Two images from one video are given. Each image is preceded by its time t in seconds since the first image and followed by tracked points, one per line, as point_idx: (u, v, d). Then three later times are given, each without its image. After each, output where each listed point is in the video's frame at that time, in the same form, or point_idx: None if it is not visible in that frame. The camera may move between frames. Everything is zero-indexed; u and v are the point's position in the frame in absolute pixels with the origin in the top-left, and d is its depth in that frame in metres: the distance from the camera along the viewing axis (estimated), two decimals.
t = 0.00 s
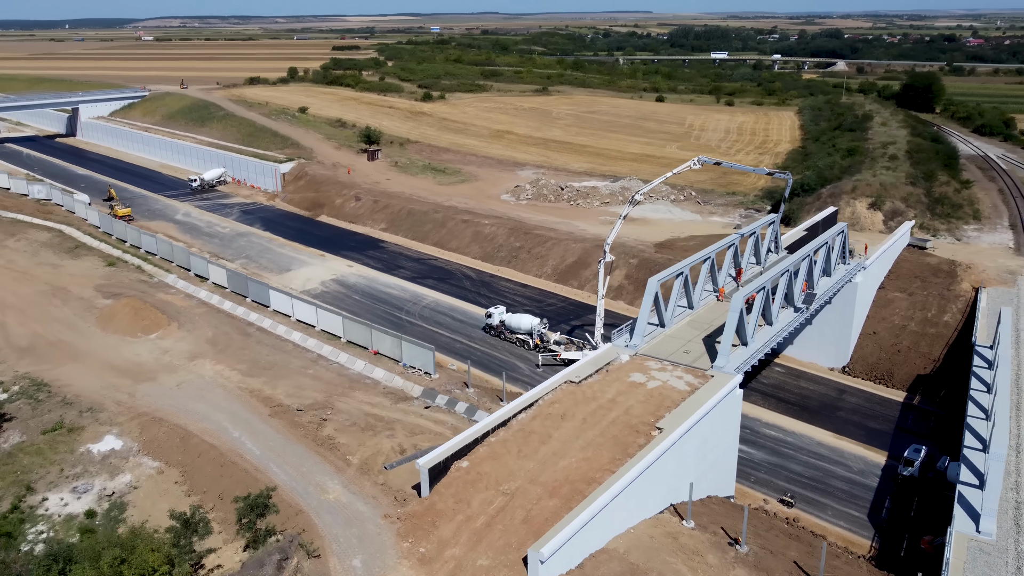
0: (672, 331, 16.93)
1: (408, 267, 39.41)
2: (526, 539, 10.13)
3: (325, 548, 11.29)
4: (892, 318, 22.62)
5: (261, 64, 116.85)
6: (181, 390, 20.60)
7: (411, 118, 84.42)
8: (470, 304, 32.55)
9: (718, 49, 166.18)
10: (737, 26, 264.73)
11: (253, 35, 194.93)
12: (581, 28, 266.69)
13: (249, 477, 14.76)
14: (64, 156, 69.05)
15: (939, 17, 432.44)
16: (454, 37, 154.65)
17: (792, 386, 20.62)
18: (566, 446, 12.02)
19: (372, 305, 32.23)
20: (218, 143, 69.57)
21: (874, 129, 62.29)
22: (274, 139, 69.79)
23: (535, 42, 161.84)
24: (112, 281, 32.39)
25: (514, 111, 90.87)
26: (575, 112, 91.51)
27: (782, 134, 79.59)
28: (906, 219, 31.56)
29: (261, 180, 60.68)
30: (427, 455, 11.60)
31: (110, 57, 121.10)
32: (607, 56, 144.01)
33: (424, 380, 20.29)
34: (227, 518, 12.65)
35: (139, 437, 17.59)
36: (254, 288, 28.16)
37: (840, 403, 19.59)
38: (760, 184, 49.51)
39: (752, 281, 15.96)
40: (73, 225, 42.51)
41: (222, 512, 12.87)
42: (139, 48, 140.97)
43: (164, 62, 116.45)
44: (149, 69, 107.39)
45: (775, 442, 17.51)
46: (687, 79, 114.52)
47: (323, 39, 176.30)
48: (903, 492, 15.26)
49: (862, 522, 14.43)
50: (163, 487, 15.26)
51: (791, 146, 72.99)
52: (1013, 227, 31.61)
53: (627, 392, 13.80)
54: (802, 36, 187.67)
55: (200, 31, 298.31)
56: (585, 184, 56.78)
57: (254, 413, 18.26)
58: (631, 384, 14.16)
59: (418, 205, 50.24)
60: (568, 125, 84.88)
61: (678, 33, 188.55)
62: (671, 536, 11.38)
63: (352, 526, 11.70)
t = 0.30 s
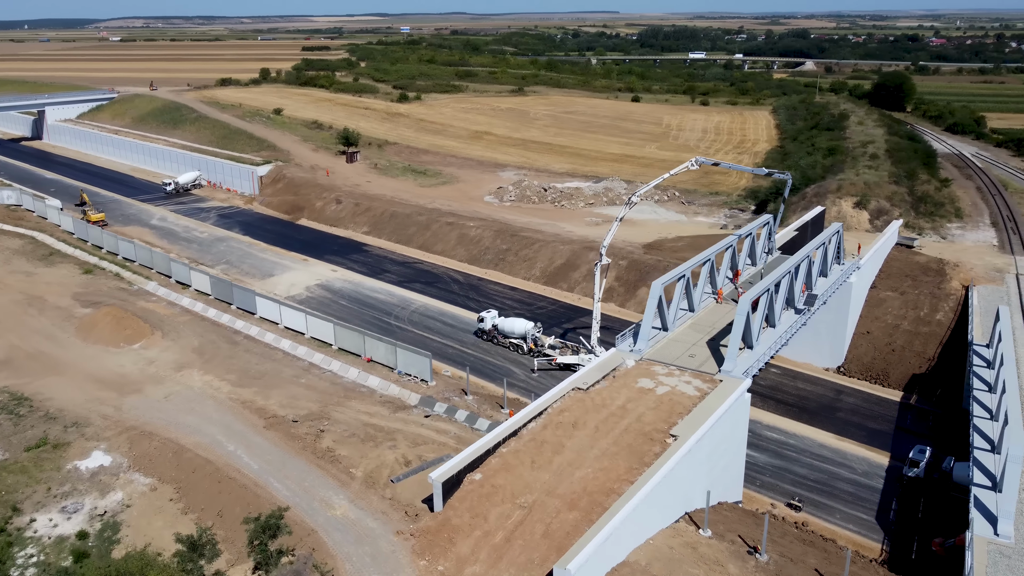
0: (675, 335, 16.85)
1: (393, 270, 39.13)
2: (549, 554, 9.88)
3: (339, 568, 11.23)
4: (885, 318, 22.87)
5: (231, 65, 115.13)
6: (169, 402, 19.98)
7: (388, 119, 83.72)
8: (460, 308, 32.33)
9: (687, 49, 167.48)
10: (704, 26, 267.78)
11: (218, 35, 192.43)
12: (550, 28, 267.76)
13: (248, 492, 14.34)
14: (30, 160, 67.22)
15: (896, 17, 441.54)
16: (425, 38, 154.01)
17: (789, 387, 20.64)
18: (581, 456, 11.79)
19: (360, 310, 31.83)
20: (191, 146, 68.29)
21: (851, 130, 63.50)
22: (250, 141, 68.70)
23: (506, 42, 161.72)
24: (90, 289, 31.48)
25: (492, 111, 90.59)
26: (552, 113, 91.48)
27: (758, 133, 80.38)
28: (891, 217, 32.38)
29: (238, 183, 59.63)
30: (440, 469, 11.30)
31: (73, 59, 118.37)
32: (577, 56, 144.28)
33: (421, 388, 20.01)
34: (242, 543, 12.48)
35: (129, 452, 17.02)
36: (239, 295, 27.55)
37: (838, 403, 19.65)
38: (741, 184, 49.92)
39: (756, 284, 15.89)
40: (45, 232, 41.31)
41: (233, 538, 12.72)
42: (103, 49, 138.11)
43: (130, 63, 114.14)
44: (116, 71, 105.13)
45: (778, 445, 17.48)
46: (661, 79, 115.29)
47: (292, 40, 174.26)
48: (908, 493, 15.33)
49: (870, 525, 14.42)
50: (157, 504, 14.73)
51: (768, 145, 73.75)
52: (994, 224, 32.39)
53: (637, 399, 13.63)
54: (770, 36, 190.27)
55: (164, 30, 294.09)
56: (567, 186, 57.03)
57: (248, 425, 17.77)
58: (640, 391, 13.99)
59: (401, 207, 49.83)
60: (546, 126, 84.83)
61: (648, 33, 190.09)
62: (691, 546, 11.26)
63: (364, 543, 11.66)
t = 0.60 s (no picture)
0: (678, 339, 16.78)
1: (379, 274, 38.82)
2: (572, 568, 9.61)
3: None
4: (878, 316, 23.24)
5: (200, 65, 113.18)
6: (157, 414, 19.37)
7: (364, 120, 82.94)
8: (449, 311, 32.14)
9: (656, 49, 168.53)
10: (674, 26, 269.97)
11: (183, 35, 189.63)
12: (519, 27, 268.53)
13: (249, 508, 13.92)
14: None
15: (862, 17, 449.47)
16: (396, 39, 153.01)
17: (787, 387, 20.67)
18: (597, 464, 11.57)
19: (348, 316, 31.49)
20: (164, 148, 66.93)
21: (828, 131, 64.75)
22: (224, 143, 67.53)
23: (476, 42, 161.40)
24: (68, 298, 30.55)
25: (469, 112, 90.24)
26: (530, 113, 91.36)
27: (735, 133, 81.12)
28: (875, 215, 33.28)
29: (214, 186, 58.54)
30: (454, 481, 11.04)
31: (35, 60, 115.41)
32: (549, 56, 144.35)
33: (419, 396, 19.75)
34: (252, 563, 12.21)
35: (119, 468, 16.45)
36: (225, 302, 26.93)
37: (837, 403, 19.74)
38: (722, 183, 50.31)
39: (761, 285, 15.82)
40: (17, 238, 40.09)
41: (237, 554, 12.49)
42: (66, 50, 134.83)
43: (95, 64, 111.56)
44: (81, 72, 102.71)
45: (781, 446, 17.47)
46: (635, 79, 115.88)
47: (259, 40, 171.92)
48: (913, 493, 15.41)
49: (880, 527, 14.43)
50: (152, 522, 14.23)
51: (747, 144, 74.50)
52: (975, 221, 33.35)
53: (648, 405, 13.47)
54: (739, 36, 192.55)
55: (127, 29, 289.23)
56: (549, 187, 57.19)
57: (243, 437, 17.30)
58: (649, 396, 13.84)
59: (383, 210, 49.41)
60: (524, 126, 84.71)
61: (618, 33, 191.33)
62: (711, 554, 11.20)
63: (377, 562, 11.73)
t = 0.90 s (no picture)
0: (682, 342, 16.71)
1: (363, 279, 38.39)
2: None
3: None
4: (871, 315, 23.57)
5: (168, 66, 111.03)
6: (146, 427, 18.74)
7: (340, 121, 82.04)
8: (438, 315, 31.90)
9: (626, 49, 169.29)
10: (643, 26, 271.87)
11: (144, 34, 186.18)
12: (488, 27, 268.59)
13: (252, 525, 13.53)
14: None
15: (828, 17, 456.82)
16: (366, 39, 151.79)
17: (784, 388, 20.72)
18: (614, 474, 11.38)
19: (335, 321, 31.07)
20: (135, 151, 65.48)
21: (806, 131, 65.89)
22: (198, 146, 66.27)
23: (447, 42, 160.83)
24: (43, 307, 29.58)
25: (445, 112, 89.76)
26: (506, 113, 91.13)
27: (711, 132, 81.79)
28: (860, 213, 34.23)
29: (189, 190, 57.38)
30: (470, 495, 10.76)
31: None
32: (521, 56, 144.24)
33: (417, 404, 19.47)
34: None
35: (109, 485, 15.89)
36: (210, 309, 26.29)
37: (834, 403, 19.88)
38: (702, 184, 50.69)
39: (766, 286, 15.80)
40: None
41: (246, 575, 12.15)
42: (26, 51, 131.40)
43: (58, 65, 108.86)
44: (44, 73, 100.10)
45: (783, 448, 17.47)
46: (608, 79, 116.28)
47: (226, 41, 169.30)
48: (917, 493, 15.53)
49: (888, 528, 14.49)
50: (149, 542, 13.71)
51: (724, 144, 75.29)
52: (956, 218, 34.68)
53: (659, 411, 13.33)
54: (708, 36, 194.46)
55: (89, 28, 283.32)
56: (531, 188, 57.17)
57: (239, 450, 16.82)
58: (659, 402, 13.72)
59: (365, 212, 48.91)
60: (501, 126, 84.48)
61: (586, 33, 192.44)
62: (732, 563, 11.15)
63: None
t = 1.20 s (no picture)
0: (685, 345, 16.66)
1: (348, 283, 37.89)
2: None
3: None
4: (861, 314, 23.93)
5: (134, 67, 108.83)
6: (134, 441, 18.11)
7: (314, 122, 81.00)
8: (427, 320, 31.63)
9: (598, 49, 169.55)
10: (613, 26, 273.50)
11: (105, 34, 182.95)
12: (457, 27, 268.20)
13: (255, 545, 13.17)
14: None
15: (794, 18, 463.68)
16: (335, 40, 150.34)
17: (781, 389, 20.80)
18: (632, 483, 11.20)
19: (322, 328, 30.61)
20: (104, 154, 63.97)
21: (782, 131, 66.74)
22: (170, 148, 64.94)
23: (417, 43, 159.86)
24: (17, 317, 28.58)
25: (420, 113, 89.16)
26: (482, 114, 90.80)
27: (687, 132, 82.38)
28: (844, 212, 35.22)
29: (162, 194, 56.16)
30: (488, 509, 10.51)
31: None
32: (493, 56, 143.95)
33: (415, 412, 19.19)
34: None
35: (99, 503, 15.31)
36: (193, 318, 25.60)
37: (832, 403, 20.01)
38: (683, 183, 51.03)
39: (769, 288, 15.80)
40: None
41: None
42: None
43: (18, 66, 106.03)
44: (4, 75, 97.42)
45: (785, 450, 17.48)
46: (581, 79, 116.59)
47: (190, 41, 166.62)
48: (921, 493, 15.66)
49: (895, 530, 14.55)
50: (145, 562, 13.20)
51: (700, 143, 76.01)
52: (936, 217, 35.76)
53: (671, 416, 13.22)
54: (676, 36, 196.08)
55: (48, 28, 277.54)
56: (512, 189, 57.03)
57: (234, 465, 16.33)
58: (669, 408, 13.62)
59: (346, 215, 48.34)
60: (478, 127, 84.14)
61: (555, 33, 193.01)
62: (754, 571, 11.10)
63: None
